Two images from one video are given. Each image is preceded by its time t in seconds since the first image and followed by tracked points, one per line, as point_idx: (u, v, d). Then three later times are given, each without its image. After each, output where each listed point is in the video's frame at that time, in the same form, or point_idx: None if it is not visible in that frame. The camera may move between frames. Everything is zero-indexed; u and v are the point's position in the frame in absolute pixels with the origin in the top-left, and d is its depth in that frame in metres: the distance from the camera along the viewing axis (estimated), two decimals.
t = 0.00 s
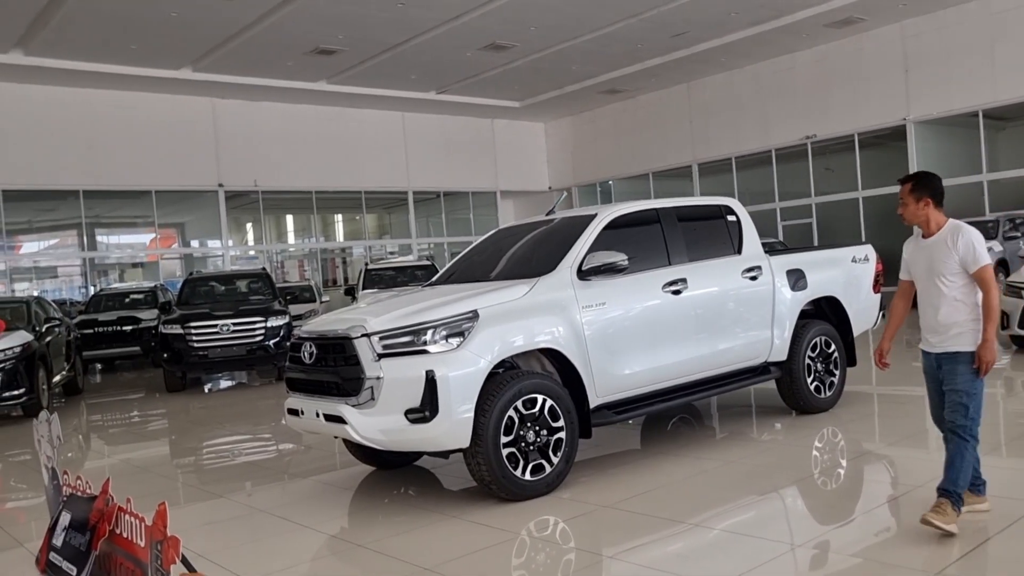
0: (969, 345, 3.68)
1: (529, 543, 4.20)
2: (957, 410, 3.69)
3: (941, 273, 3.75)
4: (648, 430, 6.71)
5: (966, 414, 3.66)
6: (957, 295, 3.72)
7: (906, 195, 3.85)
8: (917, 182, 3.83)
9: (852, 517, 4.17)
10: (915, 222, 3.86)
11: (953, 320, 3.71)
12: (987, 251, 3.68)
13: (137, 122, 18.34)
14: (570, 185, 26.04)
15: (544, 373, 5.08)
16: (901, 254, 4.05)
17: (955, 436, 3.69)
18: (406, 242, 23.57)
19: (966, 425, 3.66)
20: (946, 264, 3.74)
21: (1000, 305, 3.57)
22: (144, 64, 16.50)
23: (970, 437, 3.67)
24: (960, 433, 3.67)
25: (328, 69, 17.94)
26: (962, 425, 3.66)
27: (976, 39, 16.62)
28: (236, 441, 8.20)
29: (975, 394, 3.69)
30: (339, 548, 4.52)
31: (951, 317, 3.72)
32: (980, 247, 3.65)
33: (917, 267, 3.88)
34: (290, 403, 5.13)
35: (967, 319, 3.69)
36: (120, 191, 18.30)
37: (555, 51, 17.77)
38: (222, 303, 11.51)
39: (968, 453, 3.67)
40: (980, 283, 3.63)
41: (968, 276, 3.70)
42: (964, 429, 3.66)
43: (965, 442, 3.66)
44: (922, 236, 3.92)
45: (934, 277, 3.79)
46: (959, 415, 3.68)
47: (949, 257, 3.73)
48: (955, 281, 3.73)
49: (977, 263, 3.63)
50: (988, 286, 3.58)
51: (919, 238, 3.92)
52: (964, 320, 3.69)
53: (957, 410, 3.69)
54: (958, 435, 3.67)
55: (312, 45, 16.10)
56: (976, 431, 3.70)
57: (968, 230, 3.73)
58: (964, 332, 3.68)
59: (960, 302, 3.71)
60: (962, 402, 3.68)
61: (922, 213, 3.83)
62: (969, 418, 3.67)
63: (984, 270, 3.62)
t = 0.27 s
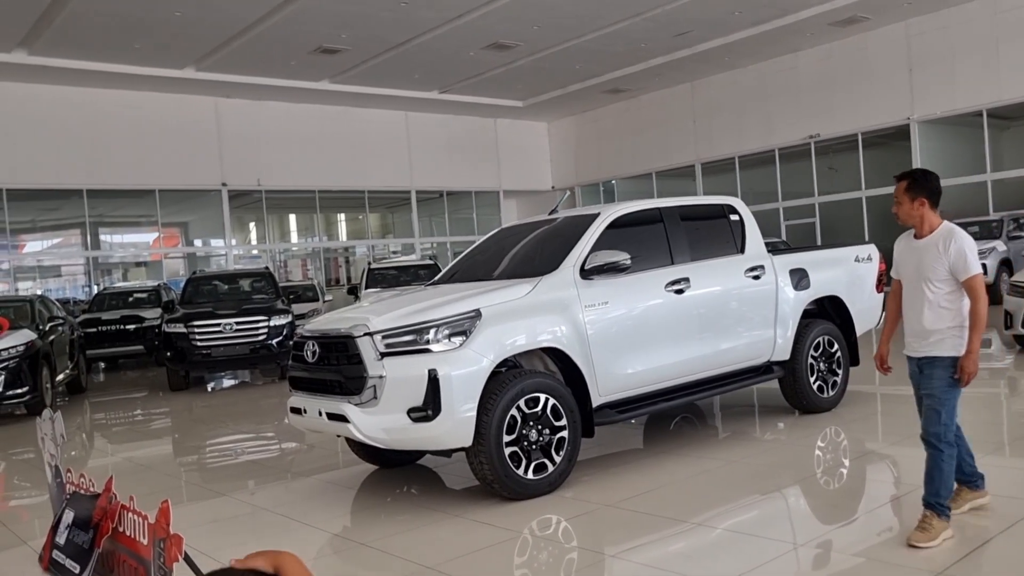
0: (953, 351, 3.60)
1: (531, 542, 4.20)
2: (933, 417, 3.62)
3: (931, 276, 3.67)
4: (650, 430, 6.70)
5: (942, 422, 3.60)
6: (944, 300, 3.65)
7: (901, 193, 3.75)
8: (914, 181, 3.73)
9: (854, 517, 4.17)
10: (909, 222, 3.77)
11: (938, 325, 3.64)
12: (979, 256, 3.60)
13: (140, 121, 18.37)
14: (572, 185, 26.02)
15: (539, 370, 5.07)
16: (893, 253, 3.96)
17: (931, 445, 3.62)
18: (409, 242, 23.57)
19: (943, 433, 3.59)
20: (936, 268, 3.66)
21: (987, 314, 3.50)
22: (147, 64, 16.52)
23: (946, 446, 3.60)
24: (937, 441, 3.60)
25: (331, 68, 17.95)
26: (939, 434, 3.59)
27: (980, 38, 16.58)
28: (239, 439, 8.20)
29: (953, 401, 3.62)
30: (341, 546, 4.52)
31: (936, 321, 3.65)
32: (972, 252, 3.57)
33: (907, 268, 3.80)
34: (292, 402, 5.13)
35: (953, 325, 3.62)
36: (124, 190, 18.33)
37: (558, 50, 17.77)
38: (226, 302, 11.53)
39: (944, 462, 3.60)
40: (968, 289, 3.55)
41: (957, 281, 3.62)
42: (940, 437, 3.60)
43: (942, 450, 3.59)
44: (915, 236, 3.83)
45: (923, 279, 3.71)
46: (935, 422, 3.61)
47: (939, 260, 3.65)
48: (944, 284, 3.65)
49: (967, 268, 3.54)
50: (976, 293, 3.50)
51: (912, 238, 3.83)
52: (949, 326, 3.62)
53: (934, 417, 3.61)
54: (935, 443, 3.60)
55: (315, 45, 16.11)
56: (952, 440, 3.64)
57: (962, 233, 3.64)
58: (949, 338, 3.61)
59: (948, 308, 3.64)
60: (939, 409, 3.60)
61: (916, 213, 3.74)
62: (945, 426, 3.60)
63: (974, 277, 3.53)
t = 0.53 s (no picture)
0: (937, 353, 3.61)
1: (535, 542, 4.20)
2: (934, 424, 3.61)
3: (922, 274, 3.66)
4: (653, 430, 6.70)
5: (942, 428, 3.60)
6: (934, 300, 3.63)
7: (896, 190, 3.73)
8: (911, 178, 3.70)
9: (858, 517, 4.16)
10: (906, 218, 3.74)
11: (924, 325, 3.66)
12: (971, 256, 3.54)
13: (144, 121, 18.41)
14: (576, 184, 26.02)
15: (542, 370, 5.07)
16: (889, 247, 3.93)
17: (932, 451, 3.62)
18: (412, 241, 23.60)
19: (943, 439, 3.60)
20: (926, 266, 3.64)
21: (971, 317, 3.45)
22: (151, 63, 16.55)
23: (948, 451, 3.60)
24: (937, 448, 3.60)
25: (334, 68, 17.97)
26: (939, 441, 3.60)
27: (984, 38, 16.55)
28: (243, 439, 8.21)
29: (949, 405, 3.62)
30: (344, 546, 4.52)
31: (924, 321, 3.65)
32: (963, 252, 3.51)
33: (900, 264, 3.79)
34: (296, 402, 5.14)
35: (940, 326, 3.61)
36: (128, 190, 18.37)
37: (561, 50, 17.76)
38: (229, 301, 11.55)
39: (946, 467, 3.61)
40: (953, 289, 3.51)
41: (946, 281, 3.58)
42: (941, 443, 3.60)
43: (944, 457, 3.59)
44: (909, 232, 3.79)
45: (915, 277, 3.69)
46: (936, 429, 3.61)
47: (930, 259, 3.62)
48: (933, 284, 3.63)
49: (954, 268, 3.50)
50: (960, 294, 3.46)
51: (907, 234, 3.79)
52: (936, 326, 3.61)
53: (934, 424, 3.62)
54: (936, 451, 3.61)
55: (318, 44, 16.12)
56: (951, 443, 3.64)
57: (956, 231, 3.58)
58: (934, 338, 3.61)
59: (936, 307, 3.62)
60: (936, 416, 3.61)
61: (914, 210, 3.70)
62: (946, 432, 3.60)
63: (959, 278, 3.49)
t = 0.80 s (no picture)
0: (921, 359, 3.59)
1: (537, 543, 4.20)
2: (935, 427, 3.53)
3: (910, 277, 3.61)
4: (656, 430, 6.69)
5: (944, 431, 3.53)
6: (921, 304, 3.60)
7: (884, 191, 3.67)
8: (900, 179, 3.62)
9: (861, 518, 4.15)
10: (896, 220, 3.68)
11: (909, 328, 3.64)
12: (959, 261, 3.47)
13: (148, 122, 18.44)
14: (578, 184, 26.00)
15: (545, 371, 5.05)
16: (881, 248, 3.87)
17: (932, 455, 3.56)
18: (414, 242, 23.60)
19: (943, 441, 3.53)
20: (914, 270, 3.59)
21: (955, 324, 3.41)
22: (154, 64, 16.57)
23: (948, 455, 3.54)
24: (939, 451, 3.53)
25: (337, 69, 17.98)
26: (941, 444, 3.53)
27: (988, 37, 16.52)
28: (246, 439, 8.22)
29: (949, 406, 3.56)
30: (347, 547, 4.52)
31: (911, 324, 3.63)
32: (949, 258, 3.45)
33: (890, 264, 3.74)
34: (298, 403, 5.14)
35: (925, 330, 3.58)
36: (131, 191, 18.40)
37: (563, 50, 17.76)
38: (232, 302, 11.55)
39: (947, 470, 3.55)
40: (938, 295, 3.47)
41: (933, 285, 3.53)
42: (943, 446, 3.53)
43: (946, 460, 3.53)
44: (900, 234, 3.73)
45: (904, 279, 3.65)
46: (937, 431, 3.53)
47: (919, 262, 3.57)
48: (920, 287, 3.59)
49: (939, 274, 3.45)
50: (943, 301, 3.41)
51: (897, 236, 3.73)
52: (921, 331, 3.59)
53: (935, 426, 3.53)
54: (937, 454, 3.53)
55: (321, 45, 16.13)
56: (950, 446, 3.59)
57: (945, 235, 3.51)
58: (918, 342, 3.60)
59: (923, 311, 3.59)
60: (936, 418, 3.53)
61: (903, 211, 3.64)
62: (948, 434, 3.54)
63: (944, 285, 3.43)
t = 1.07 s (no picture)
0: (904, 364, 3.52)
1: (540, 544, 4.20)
2: (931, 431, 3.47)
3: (891, 281, 3.56)
4: (659, 431, 6.69)
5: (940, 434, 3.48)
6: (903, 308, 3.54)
7: (863, 194, 3.63)
8: (879, 182, 3.58)
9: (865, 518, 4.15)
10: (876, 223, 3.63)
11: (892, 334, 3.58)
12: (939, 264, 3.42)
13: (152, 123, 18.47)
14: (581, 185, 25.99)
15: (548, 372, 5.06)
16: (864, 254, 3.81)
17: (929, 459, 3.50)
18: (417, 242, 23.62)
19: (939, 445, 3.47)
20: (894, 274, 3.54)
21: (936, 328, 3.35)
22: (158, 65, 16.60)
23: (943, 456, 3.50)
24: (937, 454, 3.48)
25: (341, 69, 17.99)
26: (938, 447, 3.47)
27: (992, 37, 16.50)
28: (249, 440, 8.23)
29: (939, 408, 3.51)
30: (351, 547, 4.53)
31: (893, 329, 3.58)
32: (929, 261, 3.39)
33: (873, 268, 3.69)
34: (302, 403, 5.14)
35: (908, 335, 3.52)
36: (135, 191, 18.43)
37: (566, 51, 17.76)
38: (235, 303, 11.57)
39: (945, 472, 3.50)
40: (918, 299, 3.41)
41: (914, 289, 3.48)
42: (940, 449, 3.48)
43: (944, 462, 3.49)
44: (882, 239, 3.67)
45: (886, 283, 3.59)
46: (933, 435, 3.47)
47: (899, 266, 3.51)
48: (902, 290, 3.53)
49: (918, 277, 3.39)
50: (923, 303, 3.36)
51: (880, 241, 3.68)
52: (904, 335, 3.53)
53: (931, 431, 3.47)
54: (935, 458, 3.48)
55: (324, 46, 16.15)
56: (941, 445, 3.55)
57: (926, 237, 3.46)
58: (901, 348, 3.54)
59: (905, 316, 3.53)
60: (930, 423, 3.47)
61: (883, 214, 3.59)
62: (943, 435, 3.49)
63: (923, 288, 3.38)
